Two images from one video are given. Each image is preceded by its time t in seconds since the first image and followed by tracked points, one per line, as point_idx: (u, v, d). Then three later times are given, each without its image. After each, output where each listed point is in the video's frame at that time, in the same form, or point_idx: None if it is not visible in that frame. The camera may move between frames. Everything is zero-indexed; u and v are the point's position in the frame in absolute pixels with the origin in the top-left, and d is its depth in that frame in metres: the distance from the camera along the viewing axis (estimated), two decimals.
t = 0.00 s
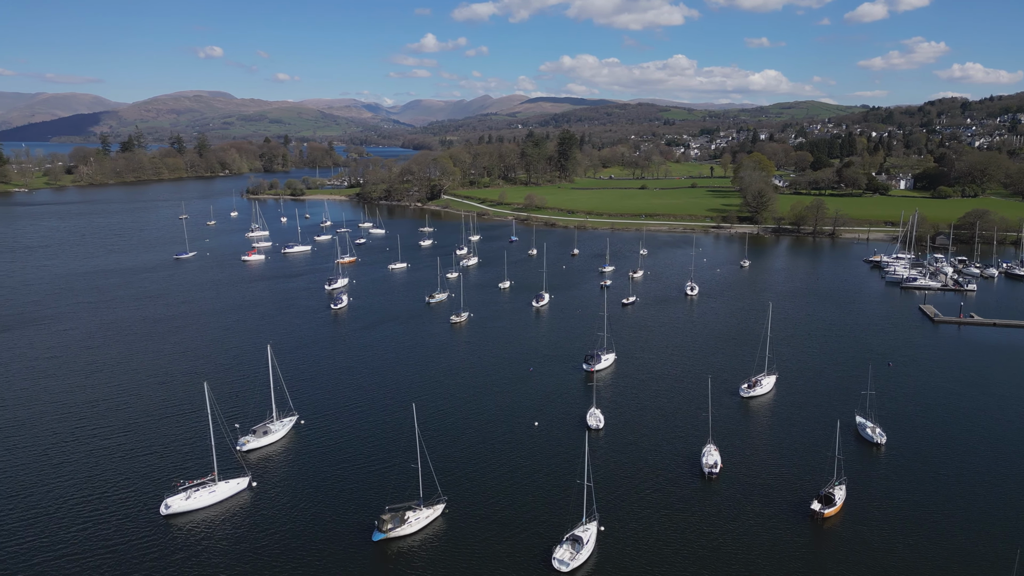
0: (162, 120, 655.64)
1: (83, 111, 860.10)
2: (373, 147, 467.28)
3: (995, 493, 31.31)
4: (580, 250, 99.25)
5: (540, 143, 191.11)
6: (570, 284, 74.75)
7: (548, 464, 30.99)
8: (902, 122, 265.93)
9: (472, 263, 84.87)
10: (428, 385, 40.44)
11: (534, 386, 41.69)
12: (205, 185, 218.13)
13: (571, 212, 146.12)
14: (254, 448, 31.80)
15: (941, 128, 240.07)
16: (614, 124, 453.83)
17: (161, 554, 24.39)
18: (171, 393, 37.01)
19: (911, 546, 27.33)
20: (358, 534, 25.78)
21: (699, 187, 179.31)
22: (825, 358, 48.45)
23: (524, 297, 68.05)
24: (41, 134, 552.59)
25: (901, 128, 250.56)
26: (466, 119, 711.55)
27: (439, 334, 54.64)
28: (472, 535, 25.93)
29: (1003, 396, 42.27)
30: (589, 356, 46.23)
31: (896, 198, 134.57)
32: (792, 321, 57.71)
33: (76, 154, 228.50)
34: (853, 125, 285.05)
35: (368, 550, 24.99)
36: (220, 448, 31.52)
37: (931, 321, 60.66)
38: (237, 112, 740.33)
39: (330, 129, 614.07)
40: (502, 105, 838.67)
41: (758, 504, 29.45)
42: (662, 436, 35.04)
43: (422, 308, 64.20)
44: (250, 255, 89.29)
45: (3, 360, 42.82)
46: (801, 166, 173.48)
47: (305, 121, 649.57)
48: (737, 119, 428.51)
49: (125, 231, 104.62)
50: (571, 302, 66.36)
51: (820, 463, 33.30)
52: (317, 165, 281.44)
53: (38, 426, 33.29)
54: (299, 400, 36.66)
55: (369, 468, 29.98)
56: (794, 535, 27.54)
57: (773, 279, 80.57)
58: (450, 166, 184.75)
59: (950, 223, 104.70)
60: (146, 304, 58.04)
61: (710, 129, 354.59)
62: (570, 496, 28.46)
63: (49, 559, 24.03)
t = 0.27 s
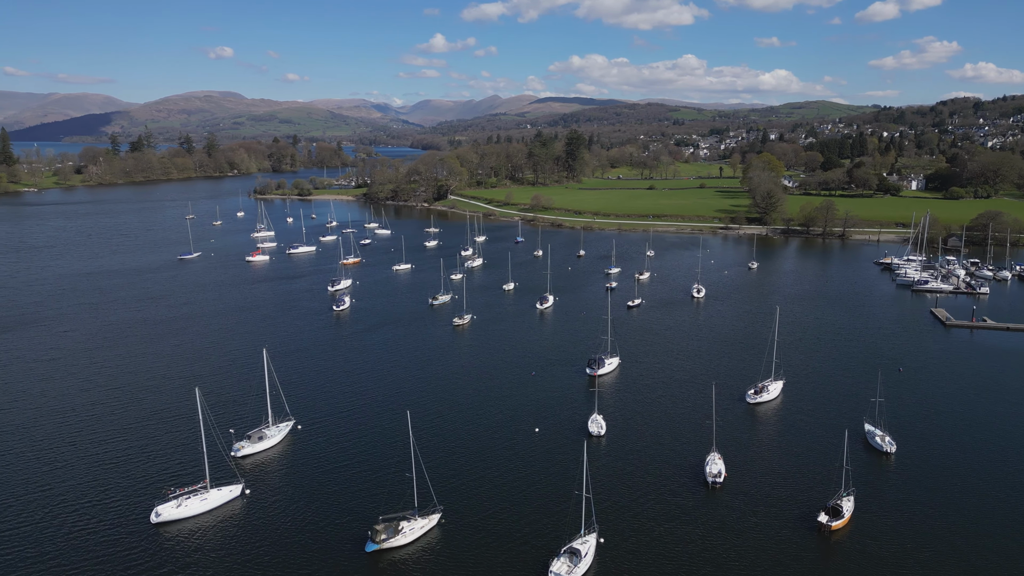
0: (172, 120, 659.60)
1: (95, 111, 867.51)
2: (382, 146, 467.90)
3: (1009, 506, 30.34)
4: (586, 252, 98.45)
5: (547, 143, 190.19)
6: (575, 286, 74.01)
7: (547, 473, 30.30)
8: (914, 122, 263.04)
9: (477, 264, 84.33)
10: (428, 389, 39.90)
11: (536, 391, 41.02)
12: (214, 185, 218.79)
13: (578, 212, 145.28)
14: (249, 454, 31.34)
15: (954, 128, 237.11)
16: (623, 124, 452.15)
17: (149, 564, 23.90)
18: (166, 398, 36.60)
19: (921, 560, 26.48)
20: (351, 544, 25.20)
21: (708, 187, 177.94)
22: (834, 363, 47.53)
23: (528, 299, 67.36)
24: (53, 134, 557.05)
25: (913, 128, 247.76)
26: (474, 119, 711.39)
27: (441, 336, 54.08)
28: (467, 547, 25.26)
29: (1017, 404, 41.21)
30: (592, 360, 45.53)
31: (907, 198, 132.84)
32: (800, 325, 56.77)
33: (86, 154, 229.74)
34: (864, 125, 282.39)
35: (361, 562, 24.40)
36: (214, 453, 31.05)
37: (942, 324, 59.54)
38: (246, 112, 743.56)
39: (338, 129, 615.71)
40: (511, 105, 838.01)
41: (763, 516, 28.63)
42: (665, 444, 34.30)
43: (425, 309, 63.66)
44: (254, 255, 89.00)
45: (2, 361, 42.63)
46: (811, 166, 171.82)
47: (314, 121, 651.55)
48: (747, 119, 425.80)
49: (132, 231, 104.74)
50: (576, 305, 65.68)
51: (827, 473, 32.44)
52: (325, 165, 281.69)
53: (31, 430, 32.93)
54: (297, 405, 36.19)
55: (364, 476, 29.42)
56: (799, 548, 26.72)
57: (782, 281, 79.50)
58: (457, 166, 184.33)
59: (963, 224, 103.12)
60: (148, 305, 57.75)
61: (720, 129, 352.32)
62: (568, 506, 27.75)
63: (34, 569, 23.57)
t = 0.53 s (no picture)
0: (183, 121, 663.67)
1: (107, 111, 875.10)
2: (390, 146, 468.46)
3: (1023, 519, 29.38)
4: (592, 253, 97.63)
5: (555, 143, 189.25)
6: (581, 288, 73.20)
7: (546, 481, 29.62)
8: (926, 121, 260.09)
9: (481, 266, 83.74)
10: (427, 394, 39.31)
11: (537, 396, 40.35)
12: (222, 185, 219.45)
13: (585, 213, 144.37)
14: (244, 460, 30.74)
15: (967, 128, 234.13)
16: (632, 124, 450.39)
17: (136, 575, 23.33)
18: (161, 400, 36.00)
19: None
20: (343, 554, 24.63)
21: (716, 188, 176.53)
22: (842, 369, 46.51)
23: (532, 302, 66.62)
24: (65, 134, 561.83)
25: (925, 128, 244.91)
26: (483, 119, 711.09)
27: (443, 339, 53.47)
28: (462, 559, 24.62)
29: None
30: (596, 364, 44.75)
31: (919, 199, 131.06)
32: (809, 330, 55.73)
33: (96, 154, 230.96)
34: (875, 125, 279.72)
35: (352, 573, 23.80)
36: (207, 459, 30.44)
37: (954, 328, 58.35)
38: (256, 112, 746.79)
39: (347, 129, 617.20)
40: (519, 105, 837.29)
41: (768, 528, 27.78)
42: (668, 451, 33.52)
43: (428, 311, 63.08)
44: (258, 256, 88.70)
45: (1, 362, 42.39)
46: (821, 167, 170.09)
47: (323, 121, 653.35)
48: (757, 119, 422.94)
49: (138, 231, 104.84)
50: (580, 307, 64.93)
51: (835, 484, 31.55)
52: (334, 165, 281.98)
53: (23, 432, 32.43)
54: (294, 409, 35.69)
55: (359, 484, 28.84)
56: (805, 562, 25.88)
57: (790, 284, 78.34)
58: (464, 167, 183.84)
59: (975, 226, 101.48)
60: (149, 306, 57.47)
61: (729, 129, 350.05)
62: (567, 517, 27.06)
63: None
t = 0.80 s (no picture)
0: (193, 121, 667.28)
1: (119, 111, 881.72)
2: (398, 146, 468.76)
3: None
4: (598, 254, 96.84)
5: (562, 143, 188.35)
6: (586, 290, 72.43)
7: (543, 491, 28.92)
8: (938, 121, 257.16)
9: (486, 267, 83.15)
10: (427, 399, 38.75)
11: (538, 401, 39.66)
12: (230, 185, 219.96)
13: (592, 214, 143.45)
14: (238, 466, 30.24)
15: (980, 128, 231.21)
16: (641, 124, 448.47)
17: None
18: (155, 403, 35.48)
19: None
20: (335, 566, 24.04)
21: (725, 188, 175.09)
22: (851, 374, 45.54)
23: (536, 304, 65.94)
24: (76, 134, 565.88)
25: (937, 128, 242.12)
26: (491, 119, 710.83)
27: (445, 342, 52.88)
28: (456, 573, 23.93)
29: None
30: (599, 369, 44.02)
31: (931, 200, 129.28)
32: (817, 334, 54.75)
33: (106, 154, 232.11)
34: (886, 125, 276.92)
35: None
36: (200, 466, 29.94)
37: (967, 332, 57.16)
38: (266, 112, 749.70)
39: (356, 129, 618.45)
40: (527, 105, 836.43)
41: (773, 540, 26.98)
42: (671, 460, 32.76)
43: (431, 313, 62.53)
44: (262, 256, 88.40)
45: None
46: (831, 167, 168.31)
47: (332, 121, 655.04)
48: (767, 119, 420.02)
49: (144, 231, 104.90)
50: (585, 309, 64.21)
51: (842, 495, 30.69)
52: (341, 165, 282.18)
53: (15, 435, 31.97)
54: (291, 414, 35.22)
55: (353, 492, 28.26)
56: None
57: (799, 286, 77.22)
58: (471, 167, 183.36)
59: (988, 227, 99.85)
60: (151, 307, 57.20)
61: (739, 129, 347.64)
62: (565, 529, 26.33)
63: None
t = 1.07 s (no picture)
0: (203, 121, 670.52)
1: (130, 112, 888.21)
2: (406, 146, 469.07)
3: None
4: (604, 255, 96.05)
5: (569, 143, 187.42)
6: (590, 292, 71.69)
7: (541, 501, 28.24)
8: (951, 121, 254.09)
9: (491, 268, 82.55)
10: (426, 403, 38.17)
11: (540, 406, 39.01)
12: (238, 185, 220.54)
13: (599, 214, 142.50)
14: (231, 473, 29.74)
15: (994, 128, 228.10)
16: (649, 124, 446.38)
17: None
18: (149, 408, 35.04)
19: None
20: None
21: (734, 188, 173.61)
22: (860, 380, 44.60)
23: (540, 306, 65.24)
24: (88, 134, 570.09)
25: (950, 128, 239.17)
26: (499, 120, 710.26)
27: (447, 344, 52.27)
28: None
29: None
30: (602, 373, 43.31)
31: (943, 201, 127.46)
32: (825, 338, 53.76)
33: (115, 154, 233.16)
34: (898, 124, 274.16)
35: None
36: (192, 472, 29.46)
37: (980, 336, 55.93)
38: (276, 112, 752.65)
39: (364, 129, 619.65)
40: (536, 105, 835.18)
41: (778, 554, 26.21)
42: (673, 469, 31.99)
43: (434, 314, 61.98)
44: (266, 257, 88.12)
45: None
46: (841, 167, 166.54)
47: (340, 121, 656.44)
48: (777, 119, 416.91)
49: (150, 232, 104.95)
50: (590, 312, 63.50)
51: (850, 506, 29.87)
52: (349, 165, 282.33)
53: (8, 439, 31.56)
54: (289, 419, 34.73)
55: (346, 501, 27.70)
56: None
57: (808, 289, 76.09)
58: (477, 167, 182.80)
59: (1001, 229, 98.22)
60: (152, 308, 56.91)
61: (748, 129, 345.13)
62: (562, 541, 25.65)
63: None
